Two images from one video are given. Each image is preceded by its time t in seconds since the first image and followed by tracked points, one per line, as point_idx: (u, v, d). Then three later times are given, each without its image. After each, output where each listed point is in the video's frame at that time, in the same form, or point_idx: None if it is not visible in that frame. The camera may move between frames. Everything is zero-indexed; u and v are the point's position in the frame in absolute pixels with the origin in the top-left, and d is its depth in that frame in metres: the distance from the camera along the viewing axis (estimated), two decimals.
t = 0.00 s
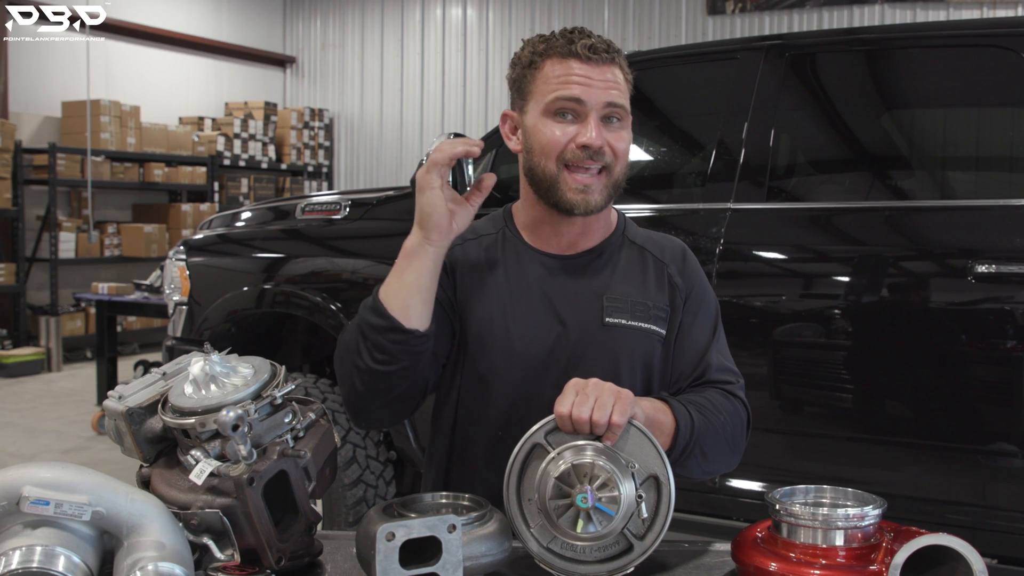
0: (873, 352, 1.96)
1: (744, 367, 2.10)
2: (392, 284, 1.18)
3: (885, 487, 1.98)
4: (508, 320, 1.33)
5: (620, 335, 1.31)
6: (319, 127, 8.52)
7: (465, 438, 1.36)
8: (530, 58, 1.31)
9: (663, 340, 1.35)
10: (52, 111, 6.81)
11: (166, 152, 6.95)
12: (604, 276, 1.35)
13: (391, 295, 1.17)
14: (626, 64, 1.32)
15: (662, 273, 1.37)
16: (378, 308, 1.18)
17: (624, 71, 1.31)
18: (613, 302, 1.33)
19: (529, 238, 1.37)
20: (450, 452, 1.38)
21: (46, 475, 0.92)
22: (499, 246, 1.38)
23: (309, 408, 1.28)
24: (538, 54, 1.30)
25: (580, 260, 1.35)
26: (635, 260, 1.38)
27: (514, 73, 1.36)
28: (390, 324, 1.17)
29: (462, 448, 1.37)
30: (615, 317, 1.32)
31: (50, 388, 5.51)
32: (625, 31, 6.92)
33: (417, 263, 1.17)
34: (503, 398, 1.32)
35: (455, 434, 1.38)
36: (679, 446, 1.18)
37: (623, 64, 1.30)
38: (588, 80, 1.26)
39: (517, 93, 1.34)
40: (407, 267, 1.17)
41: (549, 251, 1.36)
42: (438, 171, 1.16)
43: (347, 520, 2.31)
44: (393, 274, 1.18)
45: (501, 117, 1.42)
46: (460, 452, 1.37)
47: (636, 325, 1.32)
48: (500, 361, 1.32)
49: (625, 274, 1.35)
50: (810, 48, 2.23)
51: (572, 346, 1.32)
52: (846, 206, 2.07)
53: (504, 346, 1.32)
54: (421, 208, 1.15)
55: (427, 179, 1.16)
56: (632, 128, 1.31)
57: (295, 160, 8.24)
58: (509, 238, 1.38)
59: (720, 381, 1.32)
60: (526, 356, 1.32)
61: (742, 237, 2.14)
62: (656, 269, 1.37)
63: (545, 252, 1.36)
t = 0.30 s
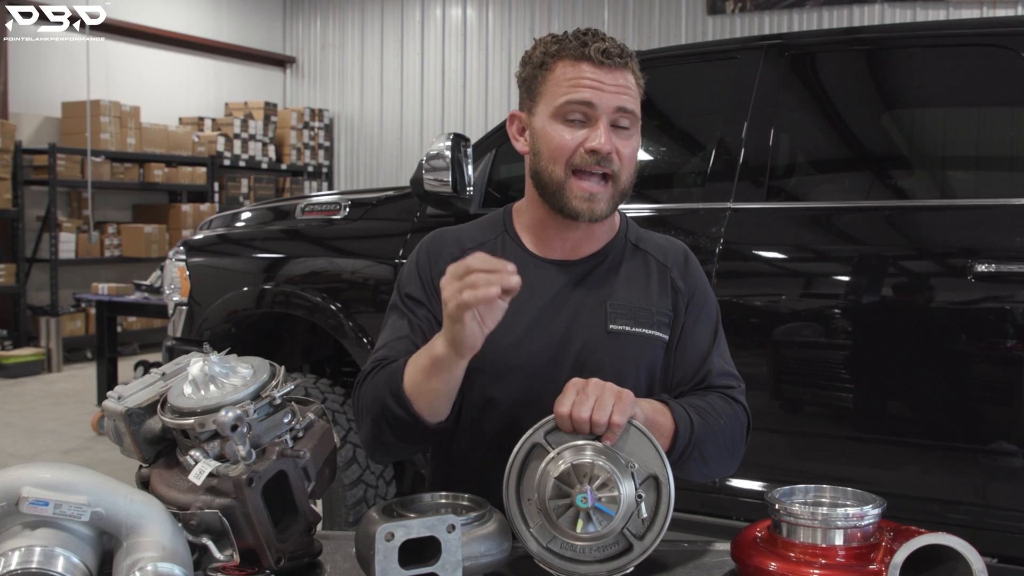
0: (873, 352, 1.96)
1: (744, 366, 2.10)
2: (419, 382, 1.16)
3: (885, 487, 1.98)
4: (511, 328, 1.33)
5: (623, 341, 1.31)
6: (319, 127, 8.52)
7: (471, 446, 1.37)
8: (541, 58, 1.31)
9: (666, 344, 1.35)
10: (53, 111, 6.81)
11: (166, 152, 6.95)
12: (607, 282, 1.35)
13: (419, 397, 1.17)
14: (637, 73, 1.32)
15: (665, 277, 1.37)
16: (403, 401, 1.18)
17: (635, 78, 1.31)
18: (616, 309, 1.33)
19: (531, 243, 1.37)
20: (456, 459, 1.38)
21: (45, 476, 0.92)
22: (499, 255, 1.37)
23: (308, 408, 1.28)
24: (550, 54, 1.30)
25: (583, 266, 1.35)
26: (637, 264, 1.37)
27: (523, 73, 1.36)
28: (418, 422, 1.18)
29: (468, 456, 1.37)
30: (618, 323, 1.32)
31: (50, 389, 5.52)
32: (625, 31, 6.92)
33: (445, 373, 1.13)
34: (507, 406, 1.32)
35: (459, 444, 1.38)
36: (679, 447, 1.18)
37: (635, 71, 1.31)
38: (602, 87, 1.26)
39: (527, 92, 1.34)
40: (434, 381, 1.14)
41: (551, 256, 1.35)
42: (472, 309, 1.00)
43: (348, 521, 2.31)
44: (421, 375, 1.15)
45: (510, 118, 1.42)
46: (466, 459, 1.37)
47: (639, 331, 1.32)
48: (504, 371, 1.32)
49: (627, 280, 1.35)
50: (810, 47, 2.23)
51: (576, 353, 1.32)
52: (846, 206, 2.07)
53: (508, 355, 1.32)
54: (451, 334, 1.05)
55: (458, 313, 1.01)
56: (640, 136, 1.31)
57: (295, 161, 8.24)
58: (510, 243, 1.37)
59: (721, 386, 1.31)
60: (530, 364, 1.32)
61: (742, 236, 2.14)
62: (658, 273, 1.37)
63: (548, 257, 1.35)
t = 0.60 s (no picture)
0: (873, 351, 1.96)
1: (744, 366, 2.10)
2: (404, 335, 1.17)
3: (885, 486, 1.98)
4: (506, 328, 1.32)
5: (618, 340, 1.31)
6: (319, 127, 8.52)
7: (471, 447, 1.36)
8: (540, 53, 1.31)
9: (661, 343, 1.35)
10: (52, 111, 6.81)
11: (166, 152, 6.95)
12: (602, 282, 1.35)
13: (404, 349, 1.17)
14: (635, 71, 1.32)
15: (660, 276, 1.37)
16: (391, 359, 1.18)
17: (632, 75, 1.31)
18: (612, 308, 1.33)
19: (526, 241, 1.37)
20: (458, 460, 1.38)
21: (44, 476, 0.92)
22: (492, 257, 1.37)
23: (307, 408, 1.27)
24: (549, 50, 1.30)
25: (577, 265, 1.35)
26: (631, 264, 1.37)
27: (522, 69, 1.36)
28: (404, 378, 1.17)
29: (468, 457, 1.37)
30: (614, 323, 1.32)
31: (50, 389, 5.52)
32: (625, 31, 6.92)
33: (429, 316, 1.14)
34: (505, 407, 1.32)
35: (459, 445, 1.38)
36: (678, 445, 1.18)
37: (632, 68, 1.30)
38: (599, 82, 1.26)
39: (525, 87, 1.34)
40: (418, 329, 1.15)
41: (545, 254, 1.36)
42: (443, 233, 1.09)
43: (347, 520, 2.31)
44: (406, 326, 1.17)
45: (506, 114, 1.43)
46: (467, 460, 1.37)
47: (635, 330, 1.32)
48: (499, 370, 1.32)
49: (622, 279, 1.35)
50: (810, 47, 2.23)
51: (572, 353, 1.32)
52: (845, 205, 2.07)
53: (504, 355, 1.32)
54: (428, 264, 1.10)
55: (434, 236, 1.09)
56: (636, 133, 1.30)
57: (295, 161, 8.24)
58: (504, 244, 1.38)
59: (718, 384, 1.31)
60: (526, 364, 1.32)
61: (742, 236, 2.14)
62: (653, 272, 1.37)
63: (542, 256, 1.36)
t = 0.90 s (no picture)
0: (873, 351, 1.96)
1: (744, 366, 2.10)
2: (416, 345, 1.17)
3: (885, 486, 1.98)
4: (506, 329, 1.32)
5: (618, 340, 1.31)
6: (319, 126, 8.52)
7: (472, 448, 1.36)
8: (557, 53, 1.30)
9: (660, 342, 1.34)
10: (52, 111, 6.81)
11: (166, 152, 6.95)
12: (601, 282, 1.35)
13: (417, 359, 1.16)
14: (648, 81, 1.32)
15: (658, 276, 1.37)
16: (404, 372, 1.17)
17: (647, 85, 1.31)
18: (611, 308, 1.33)
19: (523, 239, 1.37)
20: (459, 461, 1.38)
21: (44, 476, 0.92)
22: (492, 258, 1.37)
23: (308, 408, 1.27)
24: (565, 50, 1.30)
25: (577, 266, 1.35)
26: (630, 264, 1.37)
27: (534, 66, 1.35)
28: (418, 390, 1.17)
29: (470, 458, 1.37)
30: (614, 323, 1.32)
31: (50, 388, 5.52)
32: (625, 30, 6.92)
33: (441, 326, 1.14)
34: (507, 407, 1.32)
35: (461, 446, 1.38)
36: (678, 445, 1.18)
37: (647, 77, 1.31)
38: (614, 87, 1.26)
39: (537, 85, 1.33)
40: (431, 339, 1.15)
41: (543, 253, 1.36)
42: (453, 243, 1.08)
43: (347, 520, 2.31)
44: (417, 336, 1.16)
45: (515, 109, 1.42)
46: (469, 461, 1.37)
47: (634, 330, 1.32)
48: (501, 371, 1.32)
49: (622, 279, 1.35)
50: (810, 46, 2.23)
51: (573, 353, 1.32)
52: (846, 205, 2.07)
53: (505, 356, 1.32)
54: (439, 274, 1.09)
55: (444, 246, 1.07)
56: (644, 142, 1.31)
57: (295, 160, 8.24)
58: (504, 242, 1.37)
59: (715, 383, 1.32)
60: (527, 365, 1.32)
61: (742, 236, 2.14)
62: (652, 273, 1.37)
63: (540, 255, 1.36)
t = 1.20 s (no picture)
0: (873, 351, 1.96)
1: (744, 365, 2.10)
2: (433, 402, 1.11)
3: (886, 486, 1.98)
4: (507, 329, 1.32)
5: (619, 339, 1.31)
6: (319, 126, 8.52)
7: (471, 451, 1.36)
8: (557, 54, 1.30)
9: (659, 341, 1.34)
10: (52, 110, 6.81)
11: (166, 151, 6.95)
12: (601, 282, 1.34)
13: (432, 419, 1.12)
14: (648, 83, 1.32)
15: (657, 276, 1.37)
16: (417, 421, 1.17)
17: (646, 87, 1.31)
18: (611, 306, 1.32)
19: (522, 240, 1.36)
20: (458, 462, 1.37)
21: (44, 475, 0.92)
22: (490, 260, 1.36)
23: (308, 407, 1.27)
24: (565, 52, 1.30)
25: (577, 266, 1.34)
26: (630, 263, 1.37)
27: (535, 69, 1.35)
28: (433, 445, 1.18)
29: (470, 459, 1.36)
30: (614, 321, 1.32)
31: (51, 388, 5.52)
32: (626, 30, 6.92)
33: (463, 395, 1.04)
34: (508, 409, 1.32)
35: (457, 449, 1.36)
36: (678, 445, 1.18)
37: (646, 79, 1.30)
38: (614, 89, 1.26)
39: (537, 87, 1.33)
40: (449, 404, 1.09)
41: (543, 256, 1.35)
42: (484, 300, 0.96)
43: (348, 520, 2.31)
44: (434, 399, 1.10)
45: (516, 111, 1.42)
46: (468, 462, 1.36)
47: (634, 329, 1.32)
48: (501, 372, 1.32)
49: (621, 278, 1.35)
50: (811, 46, 2.23)
51: (573, 353, 1.32)
52: (846, 205, 2.07)
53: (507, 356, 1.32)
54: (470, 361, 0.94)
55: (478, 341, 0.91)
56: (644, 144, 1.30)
57: (295, 160, 8.24)
58: (504, 243, 1.37)
59: (714, 384, 1.32)
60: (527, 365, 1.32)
61: (742, 236, 2.13)
62: (651, 272, 1.37)
63: (540, 257, 1.35)
